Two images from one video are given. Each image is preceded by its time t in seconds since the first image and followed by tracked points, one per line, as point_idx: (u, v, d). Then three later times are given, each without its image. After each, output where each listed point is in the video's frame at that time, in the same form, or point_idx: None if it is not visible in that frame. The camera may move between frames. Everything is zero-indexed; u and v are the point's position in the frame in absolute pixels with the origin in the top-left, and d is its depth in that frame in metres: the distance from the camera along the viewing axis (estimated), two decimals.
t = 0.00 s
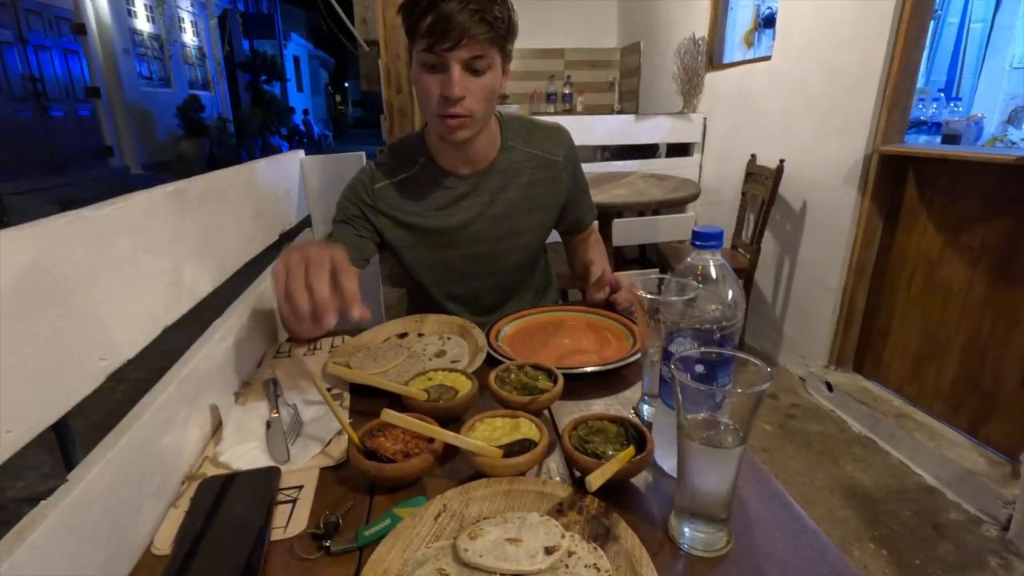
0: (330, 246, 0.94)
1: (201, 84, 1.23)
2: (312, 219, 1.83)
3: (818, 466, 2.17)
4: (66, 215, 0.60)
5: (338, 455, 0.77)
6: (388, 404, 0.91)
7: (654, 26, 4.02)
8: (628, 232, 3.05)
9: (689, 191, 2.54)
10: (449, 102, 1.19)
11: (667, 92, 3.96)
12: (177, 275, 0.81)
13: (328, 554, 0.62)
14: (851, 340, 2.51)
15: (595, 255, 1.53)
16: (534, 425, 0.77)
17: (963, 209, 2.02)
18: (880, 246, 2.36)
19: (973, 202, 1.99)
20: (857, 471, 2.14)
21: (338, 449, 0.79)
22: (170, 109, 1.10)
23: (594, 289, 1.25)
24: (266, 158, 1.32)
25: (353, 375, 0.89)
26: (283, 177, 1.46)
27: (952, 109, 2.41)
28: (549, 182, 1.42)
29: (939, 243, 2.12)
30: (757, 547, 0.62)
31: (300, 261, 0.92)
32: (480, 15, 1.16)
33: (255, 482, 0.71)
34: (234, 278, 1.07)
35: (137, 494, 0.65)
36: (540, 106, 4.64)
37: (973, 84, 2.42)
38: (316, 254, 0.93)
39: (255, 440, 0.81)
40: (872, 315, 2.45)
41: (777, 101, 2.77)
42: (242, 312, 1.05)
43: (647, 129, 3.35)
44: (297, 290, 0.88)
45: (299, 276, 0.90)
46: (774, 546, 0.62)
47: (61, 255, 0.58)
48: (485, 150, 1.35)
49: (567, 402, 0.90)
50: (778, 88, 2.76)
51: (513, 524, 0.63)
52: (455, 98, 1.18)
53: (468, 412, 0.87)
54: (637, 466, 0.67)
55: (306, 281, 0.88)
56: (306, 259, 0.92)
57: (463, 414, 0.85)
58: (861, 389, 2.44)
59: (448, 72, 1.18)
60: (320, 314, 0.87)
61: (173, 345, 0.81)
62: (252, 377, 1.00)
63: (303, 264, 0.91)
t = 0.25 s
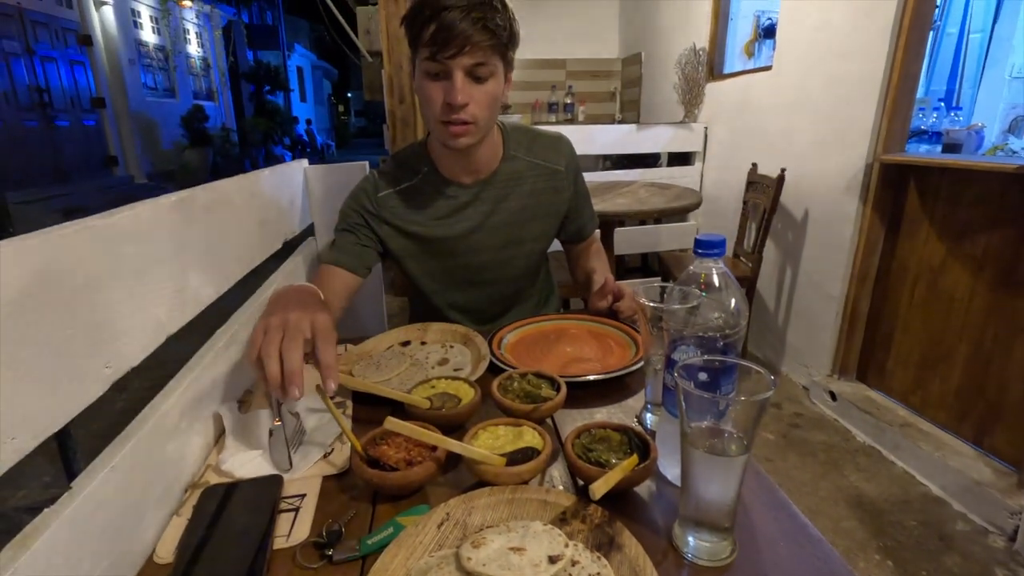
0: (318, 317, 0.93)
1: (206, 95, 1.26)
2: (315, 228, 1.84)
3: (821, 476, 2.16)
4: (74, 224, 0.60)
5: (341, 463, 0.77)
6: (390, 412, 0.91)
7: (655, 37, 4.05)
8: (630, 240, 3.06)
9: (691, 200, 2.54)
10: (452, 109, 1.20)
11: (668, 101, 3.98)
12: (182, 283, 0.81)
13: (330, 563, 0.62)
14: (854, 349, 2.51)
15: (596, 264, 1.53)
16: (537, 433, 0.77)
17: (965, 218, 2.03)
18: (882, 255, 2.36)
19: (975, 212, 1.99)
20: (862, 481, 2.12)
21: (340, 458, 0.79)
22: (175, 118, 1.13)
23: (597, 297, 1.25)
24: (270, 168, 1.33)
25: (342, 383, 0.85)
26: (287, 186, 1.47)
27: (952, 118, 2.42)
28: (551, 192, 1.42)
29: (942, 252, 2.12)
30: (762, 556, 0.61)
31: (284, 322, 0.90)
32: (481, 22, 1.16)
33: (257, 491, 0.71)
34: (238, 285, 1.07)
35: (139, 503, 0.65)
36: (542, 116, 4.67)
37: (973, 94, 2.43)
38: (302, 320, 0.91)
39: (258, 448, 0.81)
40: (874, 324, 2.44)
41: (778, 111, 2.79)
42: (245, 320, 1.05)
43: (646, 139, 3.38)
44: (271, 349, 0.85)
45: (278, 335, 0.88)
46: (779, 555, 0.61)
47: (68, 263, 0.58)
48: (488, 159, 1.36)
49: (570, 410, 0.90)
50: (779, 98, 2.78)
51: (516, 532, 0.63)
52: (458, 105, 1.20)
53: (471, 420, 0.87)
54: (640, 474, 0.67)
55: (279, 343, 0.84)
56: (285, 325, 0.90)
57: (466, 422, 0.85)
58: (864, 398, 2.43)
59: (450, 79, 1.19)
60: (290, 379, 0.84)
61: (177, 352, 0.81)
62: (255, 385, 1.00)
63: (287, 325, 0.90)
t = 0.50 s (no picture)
0: (315, 320, 0.95)
1: (210, 108, 1.29)
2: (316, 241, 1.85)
3: (825, 491, 2.13)
4: (75, 237, 0.60)
5: (339, 477, 0.77)
6: (390, 426, 0.91)
7: (654, 52, 4.10)
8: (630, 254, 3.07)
9: (692, 214, 2.54)
10: (458, 118, 1.21)
11: (667, 115, 4.01)
12: (182, 296, 0.81)
13: None
14: (856, 362, 2.49)
15: (596, 276, 1.53)
16: (537, 447, 0.76)
17: (965, 231, 2.03)
18: (883, 268, 2.36)
19: (975, 224, 1.99)
20: (866, 496, 2.10)
21: (339, 472, 0.78)
22: (178, 133, 1.16)
23: (598, 309, 1.25)
24: (272, 181, 1.33)
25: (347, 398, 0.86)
26: (289, 200, 1.48)
27: (950, 132, 2.43)
28: (552, 205, 1.43)
29: (942, 265, 2.12)
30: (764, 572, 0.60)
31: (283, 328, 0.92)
32: (487, 33, 1.18)
33: (255, 505, 0.70)
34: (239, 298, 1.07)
35: (136, 518, 0.65)
36: (542, 130, 4.70)
37: (971, 108, 2.45)
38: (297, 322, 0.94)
39: (256, 462, 0.81)
40: (876, 336, 2.43)
41: (777, 125, 2.80)
42: (244, 333, 1.05)
43: (647, 152, 3.41)
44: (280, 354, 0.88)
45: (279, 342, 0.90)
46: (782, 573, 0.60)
47: (68, 276, 0.58)
48: (490, 172, 1.37)
49: (571, 424, 0.90)
50: (777, 112, 2.80)
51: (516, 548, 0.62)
52: (464, 114, 1.21)
53: (470, 434, 0.86)
54: (641, 488, 0.67)
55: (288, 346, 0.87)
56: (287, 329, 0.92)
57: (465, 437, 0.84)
58: (867, 412, 2.41)
59: (457, 89, 1.20)
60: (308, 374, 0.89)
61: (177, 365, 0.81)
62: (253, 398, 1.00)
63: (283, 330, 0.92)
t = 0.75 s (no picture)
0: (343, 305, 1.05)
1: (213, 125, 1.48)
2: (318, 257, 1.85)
3: (831, 508, 2.11)
4: (79, 253, 0.61)
5: (339, 493, 0.76)
6: (390, 441, 0.90)
7: (654, 70, 4.14)
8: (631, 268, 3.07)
9: (693, 229, 2.55)
10: (466, 131, 1.22)
11: (668, 132, 4.03)
12: (184, 310, 0.82)
13: None
14: (859, 377, 2.48)
15: (597, 291, 1.53)
16: (538, 463, 0.76)
17: (965, 246, 2.03)
18: (885, 282, 2.36)
19: (975, 239, 2.00)
20: (872, 513, 2.07)
21: (338, 488, 0.77)
22: (184, 149, 1.35)
23: (599, 324, 1.24)
24: (275, 197, 1.34)
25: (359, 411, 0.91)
26: (291, 215, 1.48)
27: (949, 147, 2.44)
28: (553, 221, 1.43)
29: (944, 280, 2.11)
30: None
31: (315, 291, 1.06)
32: (497, 49, 1.19)
33: (254, 522, 0.69)
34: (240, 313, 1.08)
35: (133, 535, 0.64)
36: (543, 146, 4.73)
37: (969, 124, 2.46)
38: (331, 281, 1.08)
39: (256, 478, 0.80)
40: (879, 352, 2.42)
41: (776, 141, 2.82)
42: (245, 349, 1.05)
43: (647, 168, 3.42)
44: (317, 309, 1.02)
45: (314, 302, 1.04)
46: None
47: (71, 290, 0.58)
48: (493, 188, 1.38)
49: (573, 440, 0.89)
50: (776, 128, 2.82)
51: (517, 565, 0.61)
52: (472, 128, 1.21)
53: (471, 450, 0.85)
54: (644, 505, 0.66)
55: (328, 294, 1.02)
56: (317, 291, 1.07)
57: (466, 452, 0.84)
58: (871, 428, 2.39)
59: (466, 103, 1.22)
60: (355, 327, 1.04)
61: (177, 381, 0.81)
62: (254, 414, 1.00)
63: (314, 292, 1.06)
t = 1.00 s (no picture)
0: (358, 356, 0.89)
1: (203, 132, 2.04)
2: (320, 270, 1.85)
3: (836, 523, 2.09)
4: (80, 266, 0.61)
5: (339, 508, 0.75)
6: (391, 455, 0.90)
7: (654, 83, 4.17)
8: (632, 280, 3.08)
9: (693, 241, 2.55)
10: (466, 144, 1.23)
11: (668, 145, 4.05)
12: (185, 324, 0.82)
13: None
14: (863, 390, 2.47)
15: (598, 304, 1.53)
16: (540, 476, 0.75)
17: (967, 258, 2.02)
18: (887, 295, 2.35)
19: (977, 251, 1.99)
20: (878, 528, 2.05)
21: (338, 502, 0.77)
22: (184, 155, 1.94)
23: (601, 336, 1.24)
24: (277, 210, 1.35)
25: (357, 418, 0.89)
26: (294, 228, 1.49)
27: (949, 160, 2.44)
28: (553, 233, 1.44)
29: (946, 292, 2.11)
30: None
31: (321, 331, 0.91)
32: (497, 65, 1.21)
33: (252, 537, 0.69)
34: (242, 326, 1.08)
35: (131, 550, 0.64)
36: (544, 159, 4.77)
37: (968, 137, 2.47)
38: (346, 328, 0.92)
39: (255, 492, 0.79)
40: (882, 365, 2.41)
41: (776, 154, 2.84)
42: (246, 362, 1.05)
43: (648, 181, 3.44)
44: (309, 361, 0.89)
45: (311, 347, 0.90)
46: None
47: (72, 303, 0.58)
48: (494, 200, 1.38)
49: (574, 453, 0.88)
50: (776, 141, 2.83)
51: None
52: (472, 140, 1.22)
53: (472, 463, 0.85)
54: (646, 520, 0.65)
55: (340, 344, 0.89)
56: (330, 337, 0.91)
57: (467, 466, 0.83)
58: (875, 441, 2.37)
59: (466, 116, 1.22)
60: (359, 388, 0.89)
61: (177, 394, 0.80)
62: (254, 427, 0.99)
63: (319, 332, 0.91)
